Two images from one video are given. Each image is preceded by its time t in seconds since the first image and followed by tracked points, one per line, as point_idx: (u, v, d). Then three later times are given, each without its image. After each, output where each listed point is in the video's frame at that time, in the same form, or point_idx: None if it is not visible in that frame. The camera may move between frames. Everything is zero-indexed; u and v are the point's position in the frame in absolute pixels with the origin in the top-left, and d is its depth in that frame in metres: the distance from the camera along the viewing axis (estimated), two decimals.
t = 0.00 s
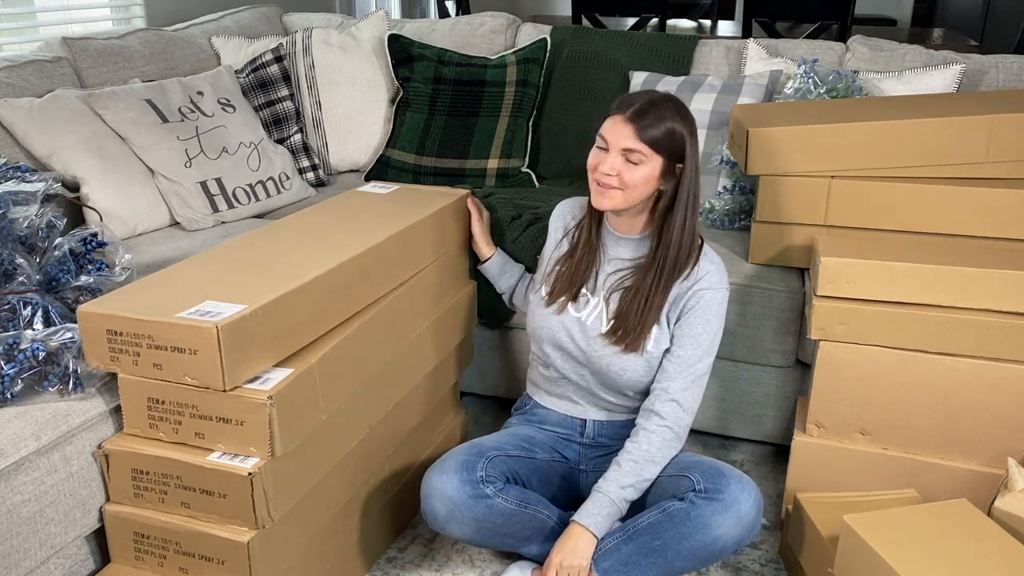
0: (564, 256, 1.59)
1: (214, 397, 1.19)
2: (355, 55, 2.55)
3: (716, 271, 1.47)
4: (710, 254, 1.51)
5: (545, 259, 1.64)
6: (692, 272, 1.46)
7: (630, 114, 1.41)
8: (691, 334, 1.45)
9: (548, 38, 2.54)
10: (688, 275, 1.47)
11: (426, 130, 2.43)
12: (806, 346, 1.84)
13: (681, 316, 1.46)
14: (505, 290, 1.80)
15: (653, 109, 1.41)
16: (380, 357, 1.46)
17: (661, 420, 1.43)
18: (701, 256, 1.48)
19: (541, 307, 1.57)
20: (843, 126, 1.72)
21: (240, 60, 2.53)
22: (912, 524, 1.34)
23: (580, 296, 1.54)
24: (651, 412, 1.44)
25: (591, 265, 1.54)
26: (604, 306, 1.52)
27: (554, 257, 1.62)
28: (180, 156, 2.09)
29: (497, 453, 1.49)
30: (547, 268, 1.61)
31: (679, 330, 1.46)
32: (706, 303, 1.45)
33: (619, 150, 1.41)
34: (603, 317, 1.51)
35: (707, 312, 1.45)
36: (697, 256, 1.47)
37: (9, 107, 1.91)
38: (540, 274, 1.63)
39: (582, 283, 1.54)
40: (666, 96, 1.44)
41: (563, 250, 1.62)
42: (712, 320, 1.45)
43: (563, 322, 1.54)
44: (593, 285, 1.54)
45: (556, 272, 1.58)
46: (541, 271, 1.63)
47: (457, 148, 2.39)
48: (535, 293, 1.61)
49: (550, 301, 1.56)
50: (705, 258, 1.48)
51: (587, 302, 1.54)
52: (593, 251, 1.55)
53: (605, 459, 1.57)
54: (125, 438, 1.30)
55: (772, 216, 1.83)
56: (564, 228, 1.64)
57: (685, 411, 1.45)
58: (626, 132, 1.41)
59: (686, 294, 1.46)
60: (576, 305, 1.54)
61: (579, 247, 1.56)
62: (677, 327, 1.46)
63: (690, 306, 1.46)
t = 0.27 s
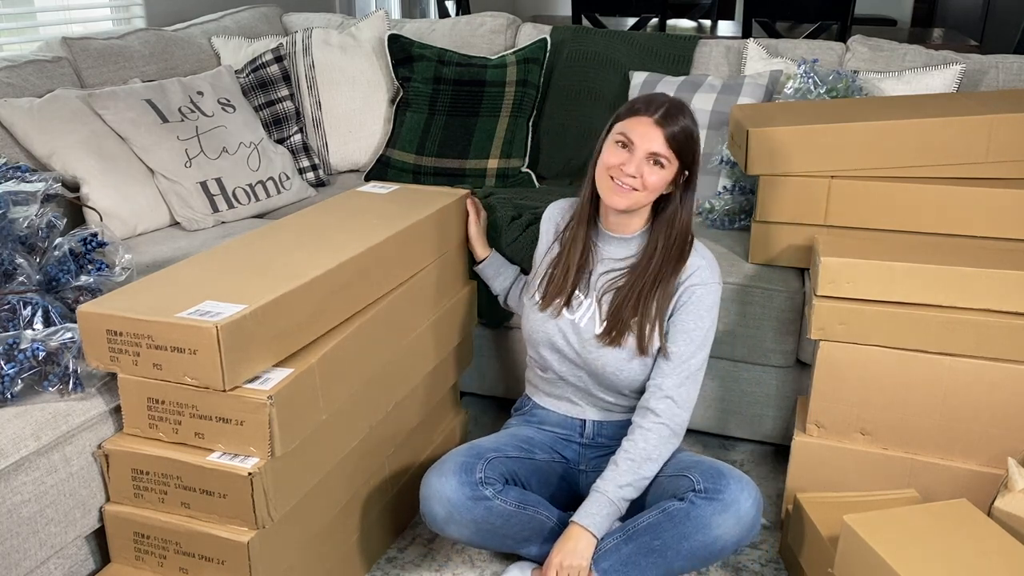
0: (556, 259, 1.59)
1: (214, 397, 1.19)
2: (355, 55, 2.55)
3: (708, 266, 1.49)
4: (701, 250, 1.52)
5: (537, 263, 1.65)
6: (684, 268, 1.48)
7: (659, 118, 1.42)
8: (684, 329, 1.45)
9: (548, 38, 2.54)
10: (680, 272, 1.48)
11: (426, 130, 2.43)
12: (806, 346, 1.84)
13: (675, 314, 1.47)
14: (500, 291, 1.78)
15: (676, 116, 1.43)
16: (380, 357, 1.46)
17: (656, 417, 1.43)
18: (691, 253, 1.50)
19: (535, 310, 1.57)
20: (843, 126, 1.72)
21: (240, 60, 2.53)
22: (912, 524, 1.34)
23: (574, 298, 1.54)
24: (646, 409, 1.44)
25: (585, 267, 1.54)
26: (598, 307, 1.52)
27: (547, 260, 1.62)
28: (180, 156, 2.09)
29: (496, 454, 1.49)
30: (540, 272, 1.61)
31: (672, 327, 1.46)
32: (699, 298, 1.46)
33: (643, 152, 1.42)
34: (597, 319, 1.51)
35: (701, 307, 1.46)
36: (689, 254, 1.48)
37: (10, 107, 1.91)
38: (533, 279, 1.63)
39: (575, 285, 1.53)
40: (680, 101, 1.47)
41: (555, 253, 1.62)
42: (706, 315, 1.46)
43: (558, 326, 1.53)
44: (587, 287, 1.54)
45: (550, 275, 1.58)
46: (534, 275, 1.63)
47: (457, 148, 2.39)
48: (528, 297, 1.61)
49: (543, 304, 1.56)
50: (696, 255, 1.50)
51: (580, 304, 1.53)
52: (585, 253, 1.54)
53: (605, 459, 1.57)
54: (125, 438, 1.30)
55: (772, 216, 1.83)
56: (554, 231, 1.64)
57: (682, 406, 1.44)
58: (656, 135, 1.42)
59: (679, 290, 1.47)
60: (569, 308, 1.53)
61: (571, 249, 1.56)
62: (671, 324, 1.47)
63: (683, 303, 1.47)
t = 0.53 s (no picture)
0: (553, 262, 1.58)
1: (214, 397, 1.19)
2: (355, 55, 2.55)
3: (702, 267, 1.48)
4: (698, 252, 1.51)
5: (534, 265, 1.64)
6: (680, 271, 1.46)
7: (663, 127, 1.41)
8: (673, 330, 1.43)
9: (548, 38, 2.54)
10: (673, 274, 1.46)
11: (426, 130, 2.43)
12: (806, 346, 1.84)
13: (667, 315, 1.45)
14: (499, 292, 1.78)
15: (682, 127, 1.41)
16: (380, 358, 1.46)
17: (639, 416, 1.41)
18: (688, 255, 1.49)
19: (530, 313, 1.57)
20: (843, 126, 1.72)
21: (240, 60, 2.53)
22: (912, 524, 1.34)
23: (569, 301, 1.53)
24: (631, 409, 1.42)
25: (581, 270, 1.53)
26: (592, 310, 1.51)
27: (544, 262, 1.61)
28: (180, 156, 2.09)
29: (496, 454, 1.49)
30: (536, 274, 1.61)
31: (662, 327, 1.45)
32: (692, 299, 1.45)
33: (638, 160, 1.41)
34: (591, 322, 1.50)
35: (693, 309, 1.44)
36: (682, 254, 1.47)
37: (10, 107, 1.91)
38: (529, 282, 1.62)
39: (570, 288, 1.53)
40: (695, 112, 1.45)
41: (552, 254, 1.62)
42: (698, 318, 1.44)
43: (553, 328, 1.53)
44: (582, 290, 1.53)
45: (547, 278, 1.57)
46: (530, 277, 1.62)
47: (457, 148, 2.39)
48: (524, 300, 1.60)
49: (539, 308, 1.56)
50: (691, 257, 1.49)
51: (575, 306, 1.53)
52: (582, 255, 1.53)
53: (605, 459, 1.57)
54: (125, 438, 1.30)
55: (772, 216, 1.83)
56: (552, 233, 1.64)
57: (667, 405, 1.43)
58: (654, 144, 1.40)
59: (671, 291, 1.46)
60: (565, 310, 1.53)
61: (567, 252, 1.56)
62: (662, 324, 1.45)
63: (676, 303, 1.46)
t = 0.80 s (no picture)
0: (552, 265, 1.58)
1: (214, 397, 1.19)
2: (355, 55, 2.55)
3: (703, 271, 1.47)
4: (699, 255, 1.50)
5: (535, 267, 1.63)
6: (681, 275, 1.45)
7: (663, 134, 1.38)
8: (672, 334, 1.43)
9: (548, 38, 2.54)
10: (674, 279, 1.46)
11: (426, 130, 2.43)
12: (806, 346, 1.84)
13: (667, 319, 1.45)
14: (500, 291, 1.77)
15: (685, 132, 1.40)
16: (380, 358, 1.46)
17: (635, 419, 1.41)
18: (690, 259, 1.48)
19: (530, 316, 1.57)
20: (843, 126, 1.72)
21: (240, 60, 2.53)
22: (912, 525, 1.34)
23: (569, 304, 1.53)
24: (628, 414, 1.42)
25: (582, 274, 1.53)
26: (592, 314, 1.51)
27: (544, 264, 1.61)
28: (180, 156, 2.09)
29: (496, 455, 1.49)
30: (536, 276, 1.60)
31: (661, 332, 1.44)
32: (692, 304, 1.44)
33: (638, 167, 1.39)
34: (590, 327, 1.50)
35: (694, 313, 1.44)
36: (682, 259, 1.46)
37: (10, 107, 1.91)
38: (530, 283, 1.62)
39: (570, 292, 1.52)
40: (695, 116, 1.42)
41: (552, 257, 1.61)
42: (698, 323, 1.44)
43: (552, 332, 1.53)
44: (582, 293, 1.53)
45: (547, 280, 1.57)
46: (529, 279, 1.62)
47: (457, 148, 2.39)
48: (524, 302, 1.60)
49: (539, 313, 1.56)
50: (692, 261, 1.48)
51: (575, 310, 1.52)
52: (582, 259, 1.53)
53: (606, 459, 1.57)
54: (125, 438, 1.30)
55: (772, 216, 1.83)
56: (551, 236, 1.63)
57: (665, 408, 1.43)
58: (655, 152, 1.38)
59: (672, 295, 1.45)
60: (565, 314, 1.53)
61: (567, 256, 1.55)
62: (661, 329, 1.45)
63: (675, 307, 1.45)
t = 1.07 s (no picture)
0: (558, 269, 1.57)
1: (214, 397, 1.19)
2: (355, 55, 2.55)
3: (711, 290, 1.46)
4: (707, 272, 1.49)
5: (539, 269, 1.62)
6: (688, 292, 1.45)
7: (675, 148, 1.36)
8: (678, 351, 1.42)
9: (548, 38, 2.54)
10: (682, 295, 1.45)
11: (426, 130, 2.43)
12: (806, 346, 1.84)
13: (672, 337, 1.44)
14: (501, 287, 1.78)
15: (699, 145, 1.38)
16: (380, 358, 1.46)
17: (635, 435, 1.39)
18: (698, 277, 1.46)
19: (533, 320, 1.56)
20: (843, 126, 1.72)
21: (240, 60, 2.53)
22: (913, 525, 1.34)
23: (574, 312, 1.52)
24: (626, 427, 1.40)
25: (587, 282, 1.52)
26: (596, 324, 1.51)
27: (548, 268, 1.60)
28: (180, 156, 2.09)
29: (495, 456, 1.49)
30: (540, 278, 1.59)
31: (665, 348, 1.43)
32: (699, 323, 1.43)
33: (651, 182, 1.37)
34: (593, 337, 1.51)
35: (700, 332, 1.43)
36: (690, 277, 1.45)
37: (10, 107, 1.91)
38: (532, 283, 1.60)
39: (575, 301, 1.52)
40: (706, 127, 1.40)
41: (558, 261, 1.60)
42: (702, 343, 1.43)
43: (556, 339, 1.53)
44: (586, 301, 1.53)
45: (551, 285, 1.56)
46: (533, 280, 1.61)
47: (456, 149, 2.39)
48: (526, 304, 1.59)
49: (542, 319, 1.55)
50: (699, 278, 1.47)
51: (579, 318, 1.52)
52: (588, 267, 1.51)
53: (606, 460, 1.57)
54: (125, 438, 1.30)
55: (772, 216, 1.83)
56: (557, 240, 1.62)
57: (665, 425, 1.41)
58: (669, 166, 1.36)
59: (679, 311, 1.44)
60: (569, 321, 1.52)
61: (572, 261, 1.54)
62: (665, 345, 1.44)
63: (681, 325, 1.44)
